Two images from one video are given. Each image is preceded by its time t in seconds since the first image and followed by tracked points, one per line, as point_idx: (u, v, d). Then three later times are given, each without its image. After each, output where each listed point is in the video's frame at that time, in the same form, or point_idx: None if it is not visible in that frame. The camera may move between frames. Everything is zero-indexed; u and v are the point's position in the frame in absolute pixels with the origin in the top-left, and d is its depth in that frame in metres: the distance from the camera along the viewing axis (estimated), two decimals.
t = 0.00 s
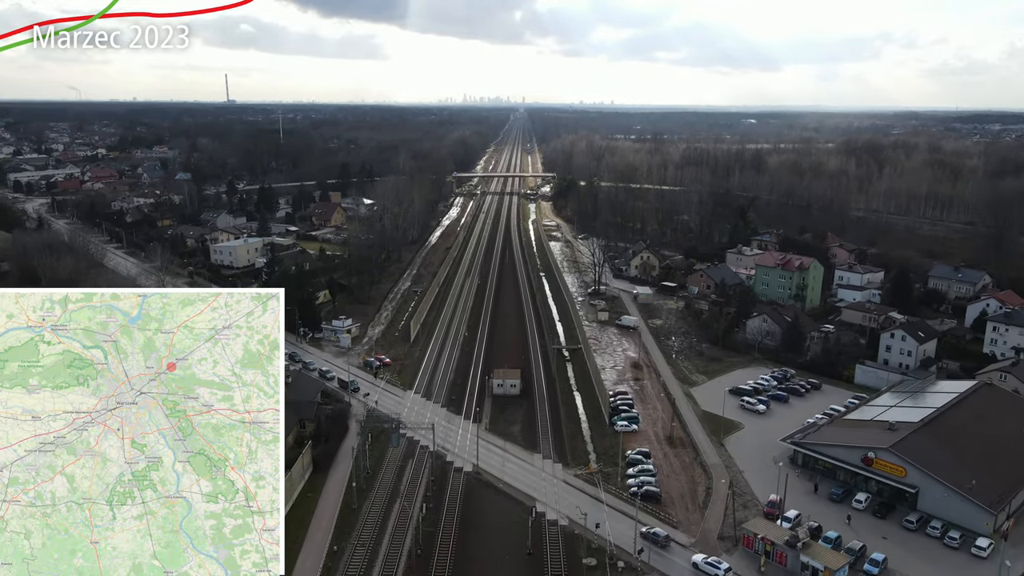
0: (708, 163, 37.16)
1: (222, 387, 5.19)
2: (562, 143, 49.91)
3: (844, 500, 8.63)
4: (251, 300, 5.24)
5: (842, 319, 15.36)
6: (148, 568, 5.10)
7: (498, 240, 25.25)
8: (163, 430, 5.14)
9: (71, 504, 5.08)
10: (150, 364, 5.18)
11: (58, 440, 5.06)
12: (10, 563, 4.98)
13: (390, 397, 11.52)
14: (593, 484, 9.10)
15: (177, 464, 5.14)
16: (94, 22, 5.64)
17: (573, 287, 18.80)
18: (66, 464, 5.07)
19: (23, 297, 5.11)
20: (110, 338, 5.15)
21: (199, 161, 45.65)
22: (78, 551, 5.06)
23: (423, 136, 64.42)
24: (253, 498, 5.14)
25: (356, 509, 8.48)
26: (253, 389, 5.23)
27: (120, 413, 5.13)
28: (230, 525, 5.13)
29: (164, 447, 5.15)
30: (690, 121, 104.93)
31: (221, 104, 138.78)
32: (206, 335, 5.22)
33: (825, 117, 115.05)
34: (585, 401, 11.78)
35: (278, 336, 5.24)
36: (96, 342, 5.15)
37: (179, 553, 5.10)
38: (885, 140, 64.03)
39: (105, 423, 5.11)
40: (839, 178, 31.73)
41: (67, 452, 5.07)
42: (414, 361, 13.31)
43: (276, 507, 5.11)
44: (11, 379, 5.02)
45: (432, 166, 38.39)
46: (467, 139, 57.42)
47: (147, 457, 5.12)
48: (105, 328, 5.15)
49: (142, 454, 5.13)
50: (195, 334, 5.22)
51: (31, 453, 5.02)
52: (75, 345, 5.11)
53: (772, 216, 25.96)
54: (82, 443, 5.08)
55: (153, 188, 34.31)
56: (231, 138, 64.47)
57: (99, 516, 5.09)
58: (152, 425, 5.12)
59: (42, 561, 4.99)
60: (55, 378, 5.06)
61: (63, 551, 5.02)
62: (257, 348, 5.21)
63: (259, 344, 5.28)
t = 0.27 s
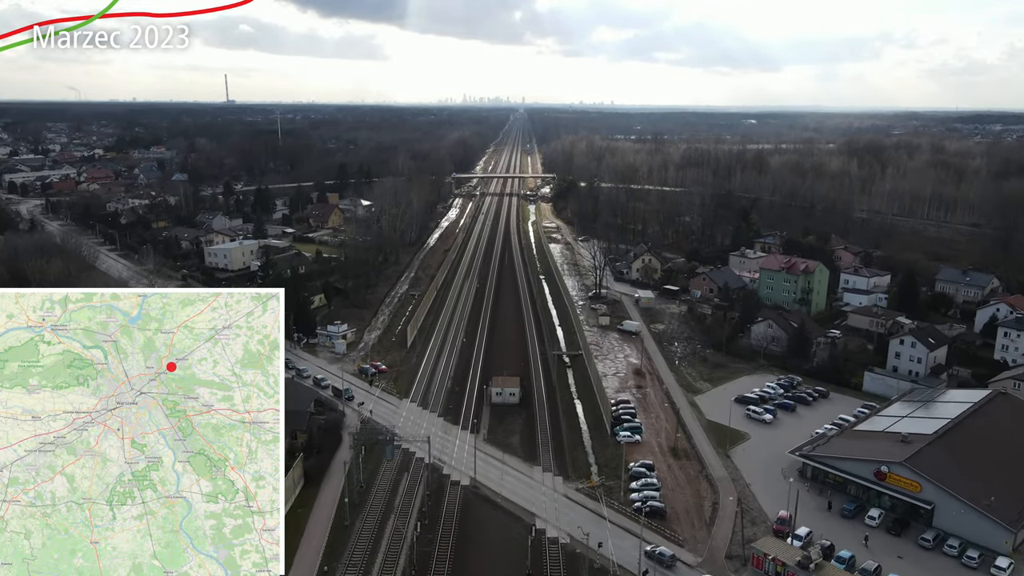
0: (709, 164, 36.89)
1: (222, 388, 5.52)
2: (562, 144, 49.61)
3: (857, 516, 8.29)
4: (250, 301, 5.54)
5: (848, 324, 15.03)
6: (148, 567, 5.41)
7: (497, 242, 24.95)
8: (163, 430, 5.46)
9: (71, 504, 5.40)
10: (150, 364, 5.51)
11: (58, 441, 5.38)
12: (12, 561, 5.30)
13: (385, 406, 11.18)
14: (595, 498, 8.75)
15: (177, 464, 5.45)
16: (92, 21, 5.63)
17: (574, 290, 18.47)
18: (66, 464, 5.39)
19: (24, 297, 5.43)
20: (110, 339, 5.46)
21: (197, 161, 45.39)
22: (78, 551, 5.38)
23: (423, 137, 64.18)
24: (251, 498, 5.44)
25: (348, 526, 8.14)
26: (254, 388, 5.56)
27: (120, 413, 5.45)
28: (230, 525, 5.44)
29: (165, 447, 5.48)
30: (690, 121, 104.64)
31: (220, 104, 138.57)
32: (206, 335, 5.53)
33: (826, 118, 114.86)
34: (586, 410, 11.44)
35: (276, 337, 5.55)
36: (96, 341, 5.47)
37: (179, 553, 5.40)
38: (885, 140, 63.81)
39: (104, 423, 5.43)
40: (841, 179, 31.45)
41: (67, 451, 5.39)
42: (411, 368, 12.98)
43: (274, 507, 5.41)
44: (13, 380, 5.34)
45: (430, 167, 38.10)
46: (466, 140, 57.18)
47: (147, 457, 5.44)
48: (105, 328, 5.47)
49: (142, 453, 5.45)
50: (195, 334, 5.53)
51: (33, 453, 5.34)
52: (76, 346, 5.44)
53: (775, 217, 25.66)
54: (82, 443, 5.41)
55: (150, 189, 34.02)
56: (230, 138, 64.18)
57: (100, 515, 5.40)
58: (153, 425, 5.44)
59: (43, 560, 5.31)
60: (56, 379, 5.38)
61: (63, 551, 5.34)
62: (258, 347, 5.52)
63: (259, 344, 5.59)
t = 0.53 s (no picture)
0: (710, 165, 36.61)
1: (222, 388, 5.43)
2: (562, 144, 49.29)
3: (869, 534, 7.96)
4: (250, 302, 5.50)
5: (855, 329, 14.72)
6: (149, 566, 5.36)
7: (496, 245, 24.64)
8: (163, 430, 5.40)
9: (71, 504, 5.34)
10: (150, 364, 5.43)
11: (58, 441, 5.32)
12: (12, 561, 5.25)
13: (380, 416, 10.86)
14: (597, 514, 8.42)
15: (177, 464, 5.39)
16: (93, 20, 5.73)
17: (574, 294, 18.15)
18: (66, 464, 5.33)
19: (24, 298, 5.37)
20: (110, 339, 5.40)
21: (194, 162, 45.15)
22: (79, 551, 5.32)
23: (421, 137, 63.89)
24: (250, 498, 5.38)
25: (339, 545, 7.79)
26: (251, 388, 5.47)
27: (120, 413, 5.39)
28: (230, 525, 5.39)
29: (164, 447, 5.42)
30: (690, 122, 104.34)
31: (219, 105, 138.48)
32: (206, 335, 5.46)
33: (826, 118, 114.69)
34: (588, 421, 11.11)
35: (276, 336, 5.48)
36: (96, 341, 5.41)
37: (179, 549, 5.35)
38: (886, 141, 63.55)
39: (105, 424, 5.37)
40: (844, 180, 31.16)
41: (68, 451, 5.34)
42: (407, 375, 12.64)
43: (274, 507, 5.33)
44: (13, 380, 5.28)
45: (429, 167, 37.87)
46: (466, 140, 56.97)
47: (147, 457, 5.38)
48: (105, 327, 5.41)
49: (142, 454, 5.39)
50: (195, 334, 5.46)
51: (33, 453, 5.28)
52: (76, 345, 5.38)
53: (778, 219, 25.37)
54: (82, 443, 5.35)
55: (145, 190, 33.72)
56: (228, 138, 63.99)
57: (100, 514, 5.35)
58: (152, 425, 5.38)
59: (43, 560, 5.26)
60: (56, 379, 5.32)
61: (63, 550, 5.29)
62: (257, 349, 5.45)
63: (259, 344, 5.53)
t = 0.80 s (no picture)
0: (712, 166, 36.27)
1: (222, 388, 6.17)
2: (562, 145, 48.85)
3: (885, 554, 7.61)
4: (250, 302, 6.19)
5: (862, 335, 14.39)
6: (148, 565, 6.03)
7: (496, 247, 24.26)
8: (162, 431, 6.09)
9: (71, 503, 6.02)
10: (151, 364, 6.15)
11: (58, 441, 6.00)
12: (13, 560, 5.90)
13: (375, 427, 10.52)
14: (600, 532, 8.09)
15: (176, 464, 6.07)
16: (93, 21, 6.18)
17: (574, 298, 17.82)
18: (66, 463, 6.01)
19: (24, 299, 6.05)
20: (111, 340, 6.10)
21: (192, 163, 44.84)
22: (78, 551, 5.99)
23: (420, 138, 63.54)
24: (251, 498, 6.07)
25: (331, 566, 7.44)
26: (250, 389, 6.18)
27: (119, 414, 6.08)
28: (230, 525, 6.06)
29: (163, 448, 6.11)
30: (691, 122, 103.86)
31: (219, 105, 138.17)
32: (205, 335, 6.16)
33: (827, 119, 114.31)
34: (590, 432, 10.77)
35: (273, 337, 6.19)
36: (95, 342, 6.10)
37: (180, 554, 6.03)
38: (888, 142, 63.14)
39: (104, 424, 6.06)
40: (848, 181, 30.80)
41: (68, 450, 6.01)
42: (404, 383, 12.31)
43: (272, 508, 5.99)
44: (14, 380, 5.96)
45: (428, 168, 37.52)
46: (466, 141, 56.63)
47: (146, 458, 6.07)
48: (105, 328, 6.10)
49: (141, 454, 6.07)
50: (195, 334, 6.17)
51: (35, 453, 5.96)
52: (76, 346, 6.07)
53: (781, 221, 25.06)
54: (82, 443, 6.03)
55: (141, 191, 33.31)
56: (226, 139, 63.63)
57: (100, 513, 6.03)
58: (153, 425, 6.07)
59: (43, 559, 5.92)
60: (56, 379, 6.01)
61: (63, 551, 5.95)
62: (256, 350, 6.16)
63: (259, 345, 6.24)
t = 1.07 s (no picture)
0: (714, 166, 35.98)
1: (221, 388, 6.39)
2: (562, 145, 48.50)
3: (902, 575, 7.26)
4: (250, 302, 6.43)
5: (869, 341, 14.07)
6: (148, 566, 6.26)
7: (495, 249, 23.93)
8: (162, 431, 6.32)
9: (71, 504, 6.23)
10: (150, 365, 6.36)
11: (58, 441, 6.21)
12: (13, 560, 6.12)
13: (370, 437, 10.18)
14: (603, 551, 7.75)
15: (176, 464, 6.30)
16: (92, 23, 6.16)
17: (575, 302, 17.53)
18: (66, 464, 6.22)
19: (23, 299, 6.26)
20: (110, 340, 6.32)
21: (190, 163, 44.55)
22: (78, 551, 6.22)
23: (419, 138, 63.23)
24: (251, 498, 6.31)
25: None
26: (250, 389, 6.44)
27: (118, 415, 6.30)
28: (230, 525, 6.29)
29: (163, 449, 6.34)
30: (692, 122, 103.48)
31: (218, 106, 137.92)
32: (205, 335, 6.40)
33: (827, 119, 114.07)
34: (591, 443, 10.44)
35: (272, 336, 6.43)
36: (95, 342, 6.31)
37: (180, 555, 6.26)
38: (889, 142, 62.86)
39: (104, 425, 6.27)
40: (851, 182, 30.51)
41: (68, 449, 6.23)
42: (400, 391, 11.99)
43: (273, 508, 6.17)
44: (14, 380, 6.16)
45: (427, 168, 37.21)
46: (466, 141, 56.34)
47: (146, 458, 6.29)
48: (105, 328, 6.32)
49: (141, 454, 6.29)
50: (194, 335, 6.41)
51: (35, 453, 6.17)
52: (76, 346, 6.28)
53: (784, 222, 24.77)
54: (82, 443, 6.24)
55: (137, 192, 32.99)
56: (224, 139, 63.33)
57: (100, 513, 6.25)
58: (153, 425, 6.30)
59: (43, 559, 6.14)
60: (56, 379, 6.21)
61: (64, 551, 6.18)
62: (256, 350, 6.42)
63: (258, 345, 6.51)
